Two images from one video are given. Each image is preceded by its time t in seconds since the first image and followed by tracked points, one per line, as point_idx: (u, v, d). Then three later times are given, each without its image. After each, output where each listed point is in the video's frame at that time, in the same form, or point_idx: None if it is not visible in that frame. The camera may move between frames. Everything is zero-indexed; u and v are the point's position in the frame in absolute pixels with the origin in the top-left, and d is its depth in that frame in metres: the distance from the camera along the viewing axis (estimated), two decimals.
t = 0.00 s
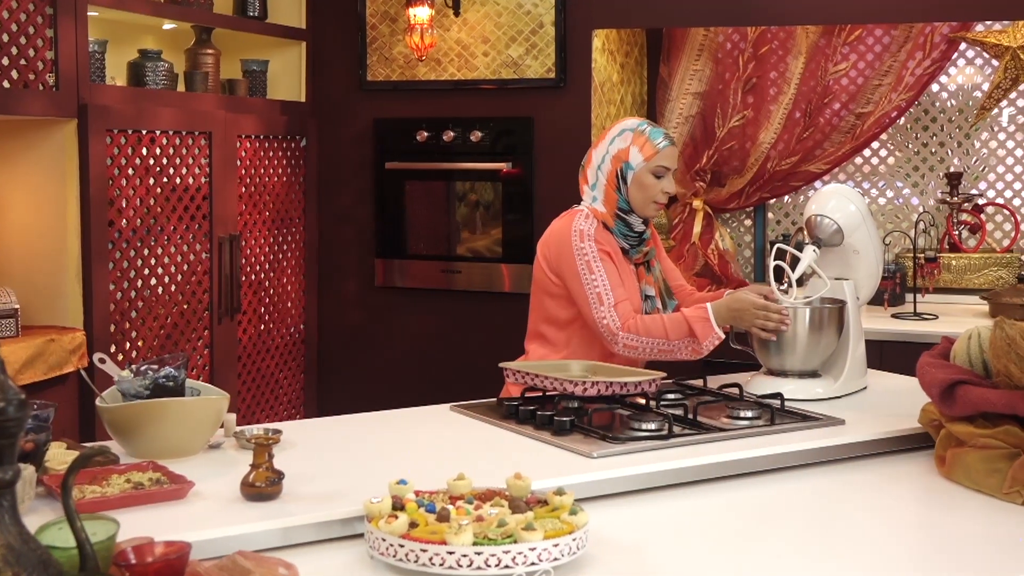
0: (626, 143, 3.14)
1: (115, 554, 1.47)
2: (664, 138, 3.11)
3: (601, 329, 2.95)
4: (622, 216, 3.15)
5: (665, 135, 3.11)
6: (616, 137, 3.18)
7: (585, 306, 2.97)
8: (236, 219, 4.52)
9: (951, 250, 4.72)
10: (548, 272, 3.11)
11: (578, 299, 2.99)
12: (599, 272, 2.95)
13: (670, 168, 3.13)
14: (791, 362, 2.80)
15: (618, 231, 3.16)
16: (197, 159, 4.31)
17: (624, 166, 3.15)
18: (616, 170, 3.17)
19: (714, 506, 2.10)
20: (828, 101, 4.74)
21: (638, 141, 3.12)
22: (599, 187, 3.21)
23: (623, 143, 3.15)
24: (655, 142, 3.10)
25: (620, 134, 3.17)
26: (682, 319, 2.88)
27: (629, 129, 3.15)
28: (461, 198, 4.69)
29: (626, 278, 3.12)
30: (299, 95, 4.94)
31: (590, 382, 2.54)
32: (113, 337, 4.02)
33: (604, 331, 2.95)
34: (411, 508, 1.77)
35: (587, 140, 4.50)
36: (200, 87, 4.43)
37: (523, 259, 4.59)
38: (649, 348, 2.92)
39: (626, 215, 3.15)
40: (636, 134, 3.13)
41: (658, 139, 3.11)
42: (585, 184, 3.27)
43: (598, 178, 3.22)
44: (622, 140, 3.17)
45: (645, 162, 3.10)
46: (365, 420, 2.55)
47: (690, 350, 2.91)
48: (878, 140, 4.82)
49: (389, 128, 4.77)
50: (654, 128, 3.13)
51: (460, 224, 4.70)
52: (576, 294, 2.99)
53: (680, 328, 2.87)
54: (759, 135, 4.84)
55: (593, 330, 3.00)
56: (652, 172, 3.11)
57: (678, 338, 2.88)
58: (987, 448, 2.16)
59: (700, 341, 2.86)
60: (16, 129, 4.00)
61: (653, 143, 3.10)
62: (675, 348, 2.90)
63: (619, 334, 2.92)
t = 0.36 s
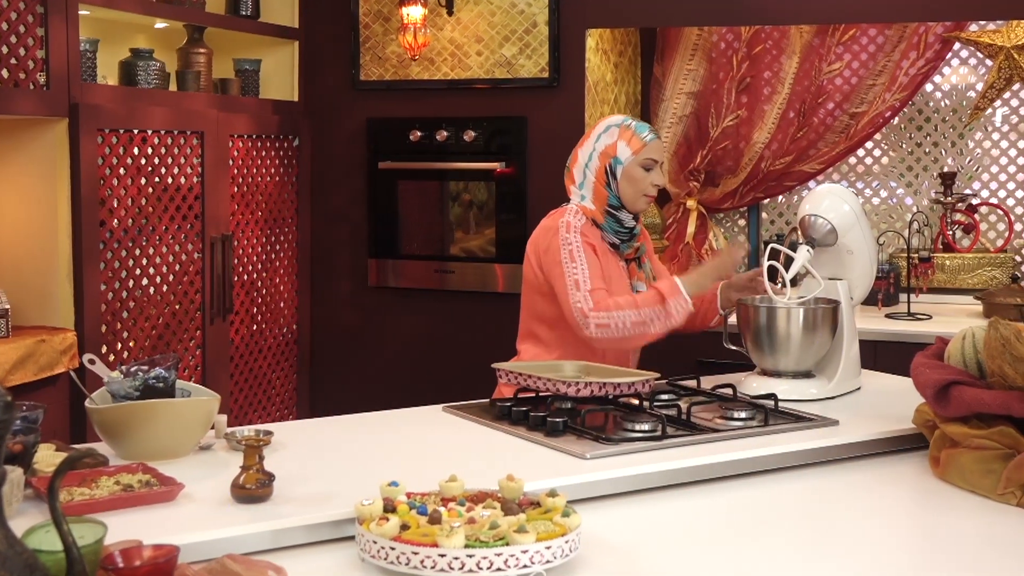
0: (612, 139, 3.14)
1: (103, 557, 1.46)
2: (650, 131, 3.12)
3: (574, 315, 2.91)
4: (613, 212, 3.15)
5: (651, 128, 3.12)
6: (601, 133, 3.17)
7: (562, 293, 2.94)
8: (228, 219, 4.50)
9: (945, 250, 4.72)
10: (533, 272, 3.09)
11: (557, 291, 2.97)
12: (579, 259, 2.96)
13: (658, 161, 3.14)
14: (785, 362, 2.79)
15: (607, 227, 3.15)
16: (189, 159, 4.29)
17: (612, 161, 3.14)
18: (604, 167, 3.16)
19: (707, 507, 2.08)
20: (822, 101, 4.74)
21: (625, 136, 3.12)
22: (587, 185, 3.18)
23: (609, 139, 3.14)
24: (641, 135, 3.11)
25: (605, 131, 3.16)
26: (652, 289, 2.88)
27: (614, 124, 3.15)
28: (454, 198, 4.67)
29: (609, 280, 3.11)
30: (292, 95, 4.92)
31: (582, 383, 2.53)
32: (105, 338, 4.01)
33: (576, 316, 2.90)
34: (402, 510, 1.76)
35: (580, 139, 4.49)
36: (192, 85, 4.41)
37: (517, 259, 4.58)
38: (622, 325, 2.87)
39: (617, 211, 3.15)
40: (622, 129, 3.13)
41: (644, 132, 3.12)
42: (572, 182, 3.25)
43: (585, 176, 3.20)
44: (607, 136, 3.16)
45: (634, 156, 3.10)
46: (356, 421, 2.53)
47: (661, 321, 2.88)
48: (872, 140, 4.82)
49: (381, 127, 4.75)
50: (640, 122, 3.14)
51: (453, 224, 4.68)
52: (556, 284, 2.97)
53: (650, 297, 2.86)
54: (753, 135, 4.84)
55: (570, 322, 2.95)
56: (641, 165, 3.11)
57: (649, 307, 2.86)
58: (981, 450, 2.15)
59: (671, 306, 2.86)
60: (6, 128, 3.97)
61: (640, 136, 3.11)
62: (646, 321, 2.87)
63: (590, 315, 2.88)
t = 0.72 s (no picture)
0: (590, 134, 3.16)
1: (88, 562, 1.44)
2: (623, 122, 3.11)
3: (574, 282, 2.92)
4: (598, 205, 3.17)
5: (624, 118, 3.11)
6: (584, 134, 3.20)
7: (561, 267, 2.96)
8: (219, 219, 4.48)
9: (938, 250, 4.71)
10: (529, 261, 3.16)
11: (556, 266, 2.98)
12: (572, 231, 2.96)
13: (634, 150, 3.10)
14: (779, 362, 2.77)
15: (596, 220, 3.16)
16: (179, 159, 4.27)
17: (591, 157, 3.15)
18: (585, 163, 3.17)
19: (700, 509, 2.07)
20: (815, 100, 4.74)
21: (599, 130, 3.13)
22: (576, 182, 3.21)
23: (587, 135, 3.16)
24: (612, 127, 3.11)
25: (587, 129, 3.19)
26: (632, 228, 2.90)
27: (594, 121, 3.17)
28: (446, 198, 4.66)
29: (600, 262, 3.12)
30: (282, 94, 4.90)
31: (574, 384, 2.51)
32: (94, 338, 3.99)
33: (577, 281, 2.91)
34: (392, 513, 1.74)
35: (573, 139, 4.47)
36: (183, 85, 4.37)
37: (509, 259, 4.56)
38: (616, 271, 2.87)
39: (601, 204, 3.17)
40: (598, 124, 3.14)
41: (618, 123, 3.12)
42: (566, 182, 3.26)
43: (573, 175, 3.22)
44: (588, 134, 3.18)
45: (605, 148, 3.11)
46: (347, 422, 2.51)
47: (653, 253, 2.89)
48: (864, 140, 4.81)
49: (373, 127, 4.73)
50: (615, 115, 3.15)
51: (446, 224, 4.66)
52: (555, 263, 2.99)
53: (632, 235, 2.88)
54: (746, 135, 4.82)
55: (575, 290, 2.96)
56: (614, 155, 3.10)
57: (636, 246, 2.87)
58: (975, 451, 2.14)
59: (653, 235, 2.88)
60: None
61: (611, 128, 3.11)
62: (637, 259, 2.87)
63: (588, 274, 2.88)
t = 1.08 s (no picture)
0: (584, 132, 3.12)
1: (75, 567, 1.42)
2: (617, 120, 3.07)
3: (565, 284, 2.90)
4: (589, 204, 3.15)
5: (618, 116, 3.07)
6: (576, 130, 3.17)
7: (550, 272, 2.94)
8: (211, 219, 4.46)
9: (933, 250, 4.70)
10: (521, 261, 3.14)
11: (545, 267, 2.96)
12: (563, 233, 2.95)
13: (630, 149, 3.08)
14: (772, 361, 2.76)
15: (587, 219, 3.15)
16: (171, 158, 4.25)
17: (584, 155, 3.13)
18: (578, 161, 3.15)
19: (693, 511, 2.05)
20: (809, 100, 4.73)
21: (593, 128, 3.10)
22: (568, 180, 3.19)
23: (580, 133, 3.14)
24: (607, 126, 3.07)
25: (579, 126, 3.16)
26: (625, 233, 2.90)
27: (587, 118, 3.14)
28: (440, 198, 4.64)
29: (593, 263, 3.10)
30: (275, 93, 4.89)
31: (567, 385, 2.49)
32: (85, 338, 3.97)
33: (567, 283, 2.89)
34: (383, 516, 1.72)
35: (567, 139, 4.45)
36: (175, 84, 4.37)
37: (503, 259, 4.54)
38: (609, 276, 2.86)
39: (592, 202, 3.14)
40: (592, 121, 3.11)
41: (611, 122, 3.08)
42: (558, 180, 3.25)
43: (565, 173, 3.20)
44: (581, 131, 3.15)
45: (599, 147, 3.08)
46: (339, 424, 2.49)
47: (645, 261, 2.89)
48: (859, 140, 4.80)
49: (367, 126, 4.71)
50: (608, 113, 3.11)
51: (439, 224, 4.65)
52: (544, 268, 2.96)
53: (625, 241, 2.88)
54: (740, 134, 4.83)
55: (563, 293, 2.93)
56: (609, 155, 3.08)
57: (629, 251, 2.87)
58: (971, 452, 2.12)
59: (647, 242, 2.88)
60: None
61: (606, 127, 3.07)
62: (630, 265, 2.87)
63: (580, 278, 2.86)
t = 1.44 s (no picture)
0: (591, 131, 3.08)
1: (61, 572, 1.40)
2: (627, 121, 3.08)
3: (614, 234, 2.86)
4: (592, 205, 3.12)
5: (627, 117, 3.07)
6: (577, 130, 3.11)
7: (588, 233, 2.91)
8: (205, 219, 4.44)
9: (930, 250, 4.68)
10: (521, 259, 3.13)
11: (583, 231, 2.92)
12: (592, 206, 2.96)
13: (639, 149, 3.08)
14: (767, 363, 2.75)
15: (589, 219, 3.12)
16: (164, 158, 4.22)
17: (593, 154, 3.08)
18: (585, 160, 3.09)
19: (689, 514, 2.04)
20: (805, 100, 4.78)
21: (603, 127, 3.07)
22: (568, 180, 3.13)
23: (587, 133, 3.08)
24: (619, 125, 3.06)
25: (582, 126, 3.10)
26: (691, 193, 2.88)
27: (591, 118, 3.09)
28: (435, 198, 4.62)
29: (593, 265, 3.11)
30: (269, 92, 4.87)
31: (562, 386, 2.47)
32: (78, 338, 3.95)
33: (618, 231, 2.85)
34: (375, 519, 1.70)
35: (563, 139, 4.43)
36: (168, 83, 4.34)
37: (498, 259, 4.52)
38: (665, 221, 2.83)
39: (597, 203, 3.11)
40: (600, 121, 3.08)
41: (621, 123, 3.07)
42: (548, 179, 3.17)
43: (564, 174, 3.13)
44: (584, 131, 3.10)
45: (614, 146, 3.05)
46: (332, 425, 2.47)
47: (705, 219, 2.84)
48: (856, 139, 4.78)
49: (362, 125, 4.69)
50: (615, 114, 3.10)
51: (435, 224, 4.63)
52: (570, 234, 2.94)
53: (686, 195, 2.87)
54: (737, 134, 4.87)
55: (609, 249, 2.88)
56: (623, 154, 3.06)
57: (689, 204, 2.84)
58: (968, 454, 2.11)
59: (709, 201, 2.85)
60: None
61: (618, 126, 3.06)
62: (689, 215, 2.83)
63: (633, 223, 2.84)
